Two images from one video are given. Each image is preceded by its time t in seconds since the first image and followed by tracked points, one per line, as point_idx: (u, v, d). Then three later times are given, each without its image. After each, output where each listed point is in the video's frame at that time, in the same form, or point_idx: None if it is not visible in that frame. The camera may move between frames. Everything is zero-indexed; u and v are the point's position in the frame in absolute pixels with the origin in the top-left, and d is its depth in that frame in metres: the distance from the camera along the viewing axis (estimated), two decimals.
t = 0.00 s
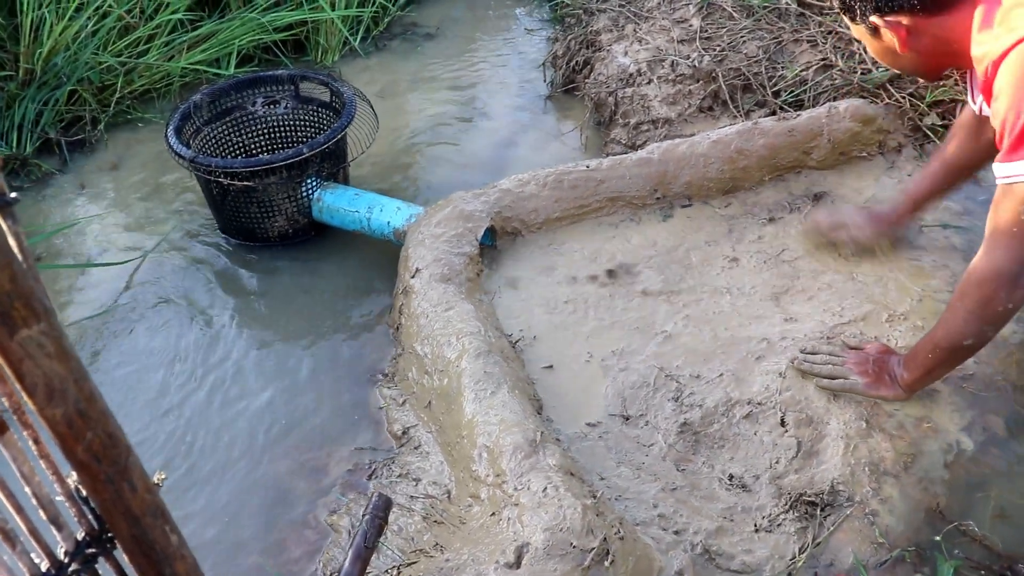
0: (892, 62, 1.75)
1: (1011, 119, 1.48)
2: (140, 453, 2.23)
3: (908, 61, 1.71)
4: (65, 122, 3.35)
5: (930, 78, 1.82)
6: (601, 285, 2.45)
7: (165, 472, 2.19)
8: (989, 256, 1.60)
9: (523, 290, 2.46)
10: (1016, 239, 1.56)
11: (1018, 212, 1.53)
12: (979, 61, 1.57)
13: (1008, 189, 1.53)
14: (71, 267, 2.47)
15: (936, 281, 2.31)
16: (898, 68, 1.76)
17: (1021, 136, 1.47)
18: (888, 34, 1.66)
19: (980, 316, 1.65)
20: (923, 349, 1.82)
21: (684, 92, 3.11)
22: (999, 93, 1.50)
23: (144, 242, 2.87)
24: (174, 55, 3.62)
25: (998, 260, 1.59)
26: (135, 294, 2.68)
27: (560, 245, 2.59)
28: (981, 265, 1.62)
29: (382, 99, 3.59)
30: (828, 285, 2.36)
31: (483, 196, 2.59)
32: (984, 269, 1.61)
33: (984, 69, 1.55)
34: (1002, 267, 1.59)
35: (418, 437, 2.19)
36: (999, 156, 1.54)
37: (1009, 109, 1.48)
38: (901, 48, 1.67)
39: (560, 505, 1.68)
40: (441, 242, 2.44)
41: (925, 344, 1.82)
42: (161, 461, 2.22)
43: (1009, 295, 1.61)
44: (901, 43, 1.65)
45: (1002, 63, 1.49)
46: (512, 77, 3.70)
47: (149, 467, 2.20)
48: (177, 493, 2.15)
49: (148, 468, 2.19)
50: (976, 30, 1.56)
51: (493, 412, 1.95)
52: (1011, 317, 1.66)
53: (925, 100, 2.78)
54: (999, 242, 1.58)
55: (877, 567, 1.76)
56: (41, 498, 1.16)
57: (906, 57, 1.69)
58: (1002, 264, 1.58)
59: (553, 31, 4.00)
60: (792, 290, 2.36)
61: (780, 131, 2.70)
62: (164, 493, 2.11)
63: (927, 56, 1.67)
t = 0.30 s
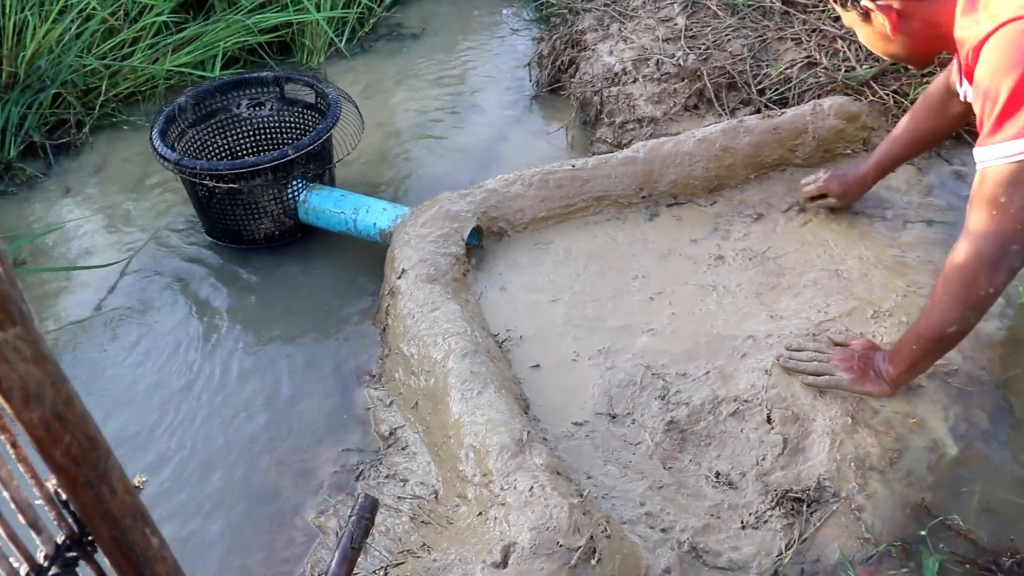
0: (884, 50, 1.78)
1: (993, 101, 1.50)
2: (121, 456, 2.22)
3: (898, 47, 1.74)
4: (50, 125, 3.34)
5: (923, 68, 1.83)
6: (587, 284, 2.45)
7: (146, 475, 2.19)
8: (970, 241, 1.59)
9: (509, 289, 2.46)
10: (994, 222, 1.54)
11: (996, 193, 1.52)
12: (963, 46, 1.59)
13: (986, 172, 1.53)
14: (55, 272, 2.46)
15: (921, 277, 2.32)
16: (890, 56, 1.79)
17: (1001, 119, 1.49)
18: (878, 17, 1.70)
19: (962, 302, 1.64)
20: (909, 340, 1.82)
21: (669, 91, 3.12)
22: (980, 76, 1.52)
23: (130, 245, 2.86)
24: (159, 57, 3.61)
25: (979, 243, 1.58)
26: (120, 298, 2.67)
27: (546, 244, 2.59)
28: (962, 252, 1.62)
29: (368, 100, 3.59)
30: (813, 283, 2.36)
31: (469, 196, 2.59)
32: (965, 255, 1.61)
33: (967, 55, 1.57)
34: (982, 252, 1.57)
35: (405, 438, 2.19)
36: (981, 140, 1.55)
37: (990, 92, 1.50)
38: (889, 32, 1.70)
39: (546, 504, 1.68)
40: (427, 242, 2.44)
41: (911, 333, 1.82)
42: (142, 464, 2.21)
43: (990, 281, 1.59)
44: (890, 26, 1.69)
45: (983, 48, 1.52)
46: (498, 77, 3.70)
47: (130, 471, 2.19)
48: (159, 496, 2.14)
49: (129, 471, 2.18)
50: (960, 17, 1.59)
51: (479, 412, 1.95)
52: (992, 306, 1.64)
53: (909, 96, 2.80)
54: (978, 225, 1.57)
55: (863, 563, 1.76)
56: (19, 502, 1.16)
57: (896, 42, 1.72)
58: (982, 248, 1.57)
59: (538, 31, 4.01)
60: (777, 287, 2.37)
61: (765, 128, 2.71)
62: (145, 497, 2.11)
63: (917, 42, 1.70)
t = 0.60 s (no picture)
0: (875, 32, 1.73)
1: (978, 91, 1.50)
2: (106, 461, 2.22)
3: (890, 29, 1.69)
4: (37, 129, 3.33)
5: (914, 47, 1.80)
6: (576, 285, 2.45)
7: (131, 480, 2.18)
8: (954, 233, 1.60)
9: (499, 290, 2.46)
10: (978, 212, 1.55)
11: (980, 184, 1.52)
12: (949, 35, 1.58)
13: (971, 163, 1.53)
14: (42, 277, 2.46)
15: (908, 275, 2.33)
16: (881, 38, 1.74)
17: (986, 110, 1.49)
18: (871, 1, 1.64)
19: (947, 295, 1.65)
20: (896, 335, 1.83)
21: (657, 91, 3.12)
22: (965, 66, 1.52)
23: (119, 249, 2.85)
24: (146, 60, 3.60)
25: (962, 234, 1.59)
26: (108, 302, 2.67)
27: (535, 245, 2.60)
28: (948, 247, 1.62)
29: (358, 102, 3.58)
30: (801, 281, 2.37)
31: (458, 198, 2.59)
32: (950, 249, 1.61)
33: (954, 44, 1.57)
34: (966, 243, 1.58)
35: (395, 440, 2.18)
36: (964, 131, 1.55)
37: (976, 83, 1.50)
38: (885, 15, 1.65)
39: (536, 504, 1.68)
40: (416, 243, 2.44)
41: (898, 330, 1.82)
42: (127, 468, 2.21)
43: (974, 272, 1.60)
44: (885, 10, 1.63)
45: (970, 39, 1.51)
46: (487, 78, 3.70)
47: (114, 475, 2.19)
48: (145, 501, 2.14)
49: (114, 476, 2.17)
50: (947, 5, 1.58)
51: (469, 414, 1.95)
52: (976, 298, 1.66)
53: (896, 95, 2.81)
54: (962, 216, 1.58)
55: (853, 560, 1.77)
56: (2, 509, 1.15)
57: (889, 24, 1.67)
58: (966, 239, 1.58)
59: (527, 32, 4.01)
60: (765, 286, 2.37)
61: (752, 128, 2.72)
62: (130, 501, 2.10)
63: (909, 23, 1.66)
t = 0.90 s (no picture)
0: (860, 26, 1.73)
1: (969, 88, 1.48)
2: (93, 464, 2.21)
3: (875, 23, 1.69)
4: (25, 133, 3.32)
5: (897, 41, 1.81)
6: (567, 285, 2.45)
7: (117, 483, 2.17)
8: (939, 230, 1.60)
9: (490, 290, 2.46)
10: (963, 209, 1.55)
11: (967, 182, 1.52)
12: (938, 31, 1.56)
13: (959, 161, 1.52)
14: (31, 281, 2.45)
15: (899, 272, 2.33)
16: (866, 31, 1.74)
17: (977, 108, 1.47)
18: None
19: (932, 291, 1.65)
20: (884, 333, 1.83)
21: (647, 89, 3.12)
22: (956, 63, 1.49)
23: (109, 252, 2.85)
24: (135, 63, 3.60)
25: (948, 232, 1.58)
26: (98, 306, 2.66)
27: (526, 244, 2.60)
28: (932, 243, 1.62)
29: (348, 103, 3.58)
30: (791, 279, 2.37)
31: (448, 198, 2.59)
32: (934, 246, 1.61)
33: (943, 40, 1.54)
34: (951, 240, 1.58)
35: (387, 441, 2.18)
36: (952, 128, 1.53)
37: (967, 80, 1.48)
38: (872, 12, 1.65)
39: (527, 504, 1.68)
40: (407, 244, 2.44)
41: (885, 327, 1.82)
42: (114, 471, 2.20)
43: (958, 269, 1.61)
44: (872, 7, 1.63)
45: (961, 35, 1.48)
46: (477, 78, 3.70)
47: (100, 479, 2.18)
48: (132, 504, 2.13)
49: (100, 479, 2.17)
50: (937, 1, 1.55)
51: (460, 414, 1.95)
52: (961, 294, 1.66)
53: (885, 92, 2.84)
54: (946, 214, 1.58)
55: (844, 558, 1.77)
56: None
57: (874, 19, 1.67)
58: (950, 236, 1.58)
59: (517, 31, 4.00)
60: (756, 285, 2.37)
61: (742, 126, 2.72)
62: (116, 505, 2.10)
63: (895, 17, 1.65)
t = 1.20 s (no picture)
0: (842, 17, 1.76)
1: (959, 92, 1.46)
2: (76, 468, 2.20)
3: (857, 15, 1.72)
4: (13, 135, 3.31)
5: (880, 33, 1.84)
6: (557, 283, 2.45)
7: (101, 487, 2.16)
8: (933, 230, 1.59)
9: (480, 290, 2.46)
10: (958, 212, 1.54)
11: (962, 185, 1.51)
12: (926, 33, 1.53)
13: (951, 163, 1.51)
14: (20, 283, 2.44)
15: (887, 268, 2.33)
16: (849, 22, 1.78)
17: (969, 112, 1.46)
18: None
19: (922, 289, 1.66)
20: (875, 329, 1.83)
21: (636, 87, 3.12)
22: (945, 67, 1.48)
23: (99, 254, 2.84)
24: (124, 64, 3.58)
25: (943, 234, 1.58)
26: (87, 308, 2.65)
27: (516, 244, 2.60)
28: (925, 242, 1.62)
29: (338, 103, 3.57)
30: (782, 277, 2.37)
31: (438, 197, 2.58)
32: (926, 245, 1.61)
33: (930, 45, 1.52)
34: (945, 241, 1.58)
35: (377, 442, 2.17)
36: (945, 131, 1.52)
37: (957, 85, 1.46)
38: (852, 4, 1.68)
39: (518, 504, 1.67)
40: (397, 243, 2.43)
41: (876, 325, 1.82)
42: (99, 475, 2.19)
43: (950, 269, 1.60)
44: None
45: (948, 39, 1.46)
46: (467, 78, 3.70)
47: (84, 482, 2.17)
48: (119, 506, 2.12)
49: (85, 483, 2.16)
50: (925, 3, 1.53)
51: (450, 414, 1.95)
52: (954, 296, 1.66)
53: (874, 89, 2.87)
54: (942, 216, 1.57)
55: (835, 554, 1.77)
56: None
57: (856, 12, 1.70)
58: (943, 237, 1.58)
59: (506, 31, 4.00)
60: (747, 283, 2.37)
61: (731, 124, 2.73)
62: (100, 508, 2.09)
63: (877, 14, 1.69)
